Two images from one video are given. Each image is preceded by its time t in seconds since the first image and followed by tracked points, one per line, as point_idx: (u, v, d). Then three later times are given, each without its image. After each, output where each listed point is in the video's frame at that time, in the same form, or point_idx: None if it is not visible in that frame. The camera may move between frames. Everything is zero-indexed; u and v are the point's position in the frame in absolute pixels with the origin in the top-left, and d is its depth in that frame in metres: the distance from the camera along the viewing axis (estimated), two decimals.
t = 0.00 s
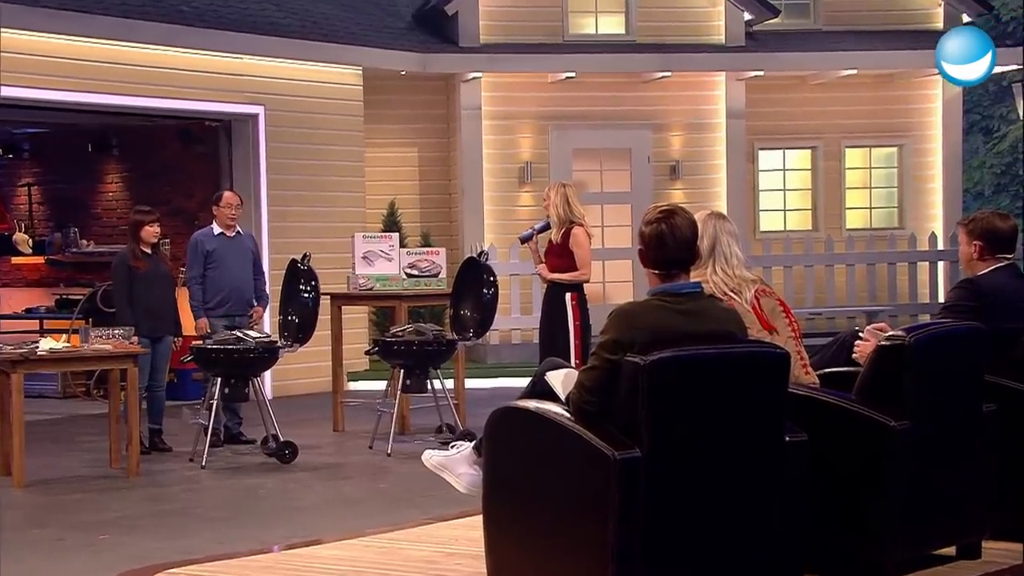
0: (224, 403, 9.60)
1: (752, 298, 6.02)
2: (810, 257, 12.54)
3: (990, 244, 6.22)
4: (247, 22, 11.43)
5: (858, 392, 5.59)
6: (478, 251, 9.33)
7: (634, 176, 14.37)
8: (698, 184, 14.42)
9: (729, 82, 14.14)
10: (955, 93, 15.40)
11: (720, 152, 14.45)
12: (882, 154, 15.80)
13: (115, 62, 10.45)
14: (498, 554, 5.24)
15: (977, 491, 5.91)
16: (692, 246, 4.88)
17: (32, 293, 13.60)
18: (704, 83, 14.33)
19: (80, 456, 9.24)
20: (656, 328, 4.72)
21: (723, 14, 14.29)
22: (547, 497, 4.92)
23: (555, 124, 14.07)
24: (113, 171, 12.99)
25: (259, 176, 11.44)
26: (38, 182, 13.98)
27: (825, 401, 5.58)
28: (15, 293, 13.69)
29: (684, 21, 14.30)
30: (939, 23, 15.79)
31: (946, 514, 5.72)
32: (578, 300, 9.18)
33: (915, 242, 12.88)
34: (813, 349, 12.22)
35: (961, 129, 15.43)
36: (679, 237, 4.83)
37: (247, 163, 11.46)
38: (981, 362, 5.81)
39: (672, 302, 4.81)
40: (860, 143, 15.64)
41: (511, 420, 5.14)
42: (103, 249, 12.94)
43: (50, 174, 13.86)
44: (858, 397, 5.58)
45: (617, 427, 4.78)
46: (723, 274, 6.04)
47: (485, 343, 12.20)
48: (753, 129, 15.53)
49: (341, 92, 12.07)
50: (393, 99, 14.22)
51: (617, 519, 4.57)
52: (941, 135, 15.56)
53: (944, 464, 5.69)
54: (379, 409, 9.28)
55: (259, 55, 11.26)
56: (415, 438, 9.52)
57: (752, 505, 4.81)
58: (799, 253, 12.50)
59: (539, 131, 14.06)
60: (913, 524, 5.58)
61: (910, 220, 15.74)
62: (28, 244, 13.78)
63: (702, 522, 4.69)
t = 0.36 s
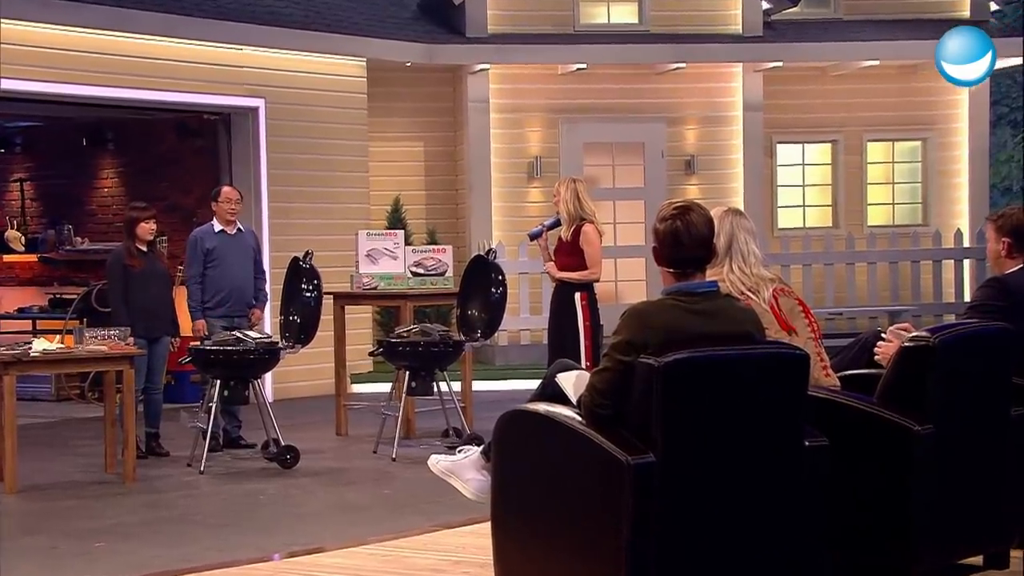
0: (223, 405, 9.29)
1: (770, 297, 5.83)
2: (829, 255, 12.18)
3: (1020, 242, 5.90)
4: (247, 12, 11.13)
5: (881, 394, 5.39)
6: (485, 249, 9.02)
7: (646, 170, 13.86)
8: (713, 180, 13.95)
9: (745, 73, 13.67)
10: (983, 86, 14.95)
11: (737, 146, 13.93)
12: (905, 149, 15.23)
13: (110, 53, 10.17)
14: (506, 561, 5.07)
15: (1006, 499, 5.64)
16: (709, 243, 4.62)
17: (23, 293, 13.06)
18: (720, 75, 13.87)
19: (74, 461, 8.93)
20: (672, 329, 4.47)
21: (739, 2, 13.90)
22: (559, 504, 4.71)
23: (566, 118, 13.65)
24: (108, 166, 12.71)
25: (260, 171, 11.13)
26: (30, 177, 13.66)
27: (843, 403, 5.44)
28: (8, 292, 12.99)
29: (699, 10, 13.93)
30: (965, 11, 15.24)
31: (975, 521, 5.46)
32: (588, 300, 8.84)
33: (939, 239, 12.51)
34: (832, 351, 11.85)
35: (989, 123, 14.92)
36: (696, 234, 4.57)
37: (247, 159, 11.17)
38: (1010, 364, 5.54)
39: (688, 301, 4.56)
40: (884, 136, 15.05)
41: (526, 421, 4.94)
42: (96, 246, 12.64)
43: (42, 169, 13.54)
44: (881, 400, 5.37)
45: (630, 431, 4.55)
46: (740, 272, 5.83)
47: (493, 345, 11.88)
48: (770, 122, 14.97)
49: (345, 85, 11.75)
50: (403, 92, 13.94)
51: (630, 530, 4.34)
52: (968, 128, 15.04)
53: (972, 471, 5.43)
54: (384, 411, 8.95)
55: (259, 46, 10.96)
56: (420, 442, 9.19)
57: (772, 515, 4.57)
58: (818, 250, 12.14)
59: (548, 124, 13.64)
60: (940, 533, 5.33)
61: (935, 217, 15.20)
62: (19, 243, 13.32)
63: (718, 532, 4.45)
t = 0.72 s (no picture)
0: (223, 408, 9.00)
1: (790, 297, 5.70)
2: (851, 252, 12.03)
3: None
4: (249, 2, 10.85)
5: (905, 400, 5.15)
6: (495, 246, 8.73)
7: (661, 166, 13.52)
8: (731, 175, 13.60)
9: (764, 64, 13.25)
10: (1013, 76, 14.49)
11: (757, 139, 13.56)
12: (931, 141, 14.88)
13: (110, 44, 9.92)
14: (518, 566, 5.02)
15: None
16: (726, 241, 4.58)
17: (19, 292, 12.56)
18: (739, 66, 13.47)
19: (69, 466, 8.63)
20: (688, 329, 4.44)
21: None
22: (573, 508, 4.65)
23: (579, 110, 13.27)
24: (104, 161, 12.41)
25: (261, 167, 10.84)
26: (23, 173, 13.20)
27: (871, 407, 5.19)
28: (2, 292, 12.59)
29: None
30: None
31: (1009, 529, 5.23)
32: (601, 300, 8.50)
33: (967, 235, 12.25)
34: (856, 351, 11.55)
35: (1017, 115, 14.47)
36: (712, 231, 4.52)
37: (249, 154, 10.88)
38: None
39: (705, 300, 4.52)
40: (909, 129, 14.69)
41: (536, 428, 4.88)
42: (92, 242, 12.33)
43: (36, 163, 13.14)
44: (905, 405, 5.13)
45: (645, 435, 4.50)
46: (759, 270, 5.73)
47: (502, 346, 11.58)
48: (790, 115, 14.58)
49: (349, 77, 11.46)
50: (411, 84, 13.62)
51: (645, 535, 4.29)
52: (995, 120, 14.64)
53: (1004, 476, 5.18)
54: (390, 414, 8.66)
55: (261, 37, 10.68)
56: (428, 446, 8.89)
57: (791, 521, 4.49)
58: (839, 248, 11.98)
59: (560, 117, 13.26)
60: (971, 541, 5.08)
61: (962, 213, 14.83)
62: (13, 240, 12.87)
63: (735, 537, 4.41)
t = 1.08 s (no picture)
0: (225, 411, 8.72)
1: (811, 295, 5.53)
2: (878, 251, 11.83)
3: None
4: None
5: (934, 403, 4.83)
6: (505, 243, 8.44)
7: (679, 160, 13.20)
8: (750, 169, 13.29)
9: (786, 54, 12.85)
10: None
11: (777, 133, 13.26)
12: (960, 134, 14.56)
13: (110, 35, 9.69)
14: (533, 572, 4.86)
15: None
16: (746, 237, 4.39)
17: (13, 291, 12.02)
18: (759, 56, 13.17)
19: (66, 471, 8.34)
20: (707, 330, 4.24)
21: None
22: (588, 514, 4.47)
23: (593, 103, 12.99)
24: (103, 155, 11.86)
25: (264, 161, 10.59)
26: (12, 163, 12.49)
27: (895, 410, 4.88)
28: None
29: None
30: None
31: None
32: (615, 299, 8.21)
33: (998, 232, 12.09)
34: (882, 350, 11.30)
35: None
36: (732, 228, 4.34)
37: (252, 149, 10.62)
38: None
39: (725, 300, 4.33)
40: (935, 121, 14.36)
41: (556, 431, 4.70)
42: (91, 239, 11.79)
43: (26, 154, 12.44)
44: (933, 409, 4.82)
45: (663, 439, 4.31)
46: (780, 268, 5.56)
47: (514, 346, 11.30)
48: (812, 108, 14.22)
49: (355, 68, 11.17)
50: (418, 76, 13.27)
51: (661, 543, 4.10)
52: None
53: None
54: (397, 418, 8.37)
55: (264, 27, 10.42)
56: (436, 451, 8.59)
57: (817, 528, 4.28)
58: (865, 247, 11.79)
59: (573, 110, 12.99)
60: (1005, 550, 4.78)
61: (991, 209, 14.56)
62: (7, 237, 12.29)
63: (756, 546, 4.21)
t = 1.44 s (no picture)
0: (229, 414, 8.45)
1: (837, 295, 5.35)
2: (904, 248, 11.72)
3: None
4: None
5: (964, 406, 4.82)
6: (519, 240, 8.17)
7: (699, 155, 12.88)
8: (773, 164, 12.96)
9: (810, 45, 12.56)
10: None
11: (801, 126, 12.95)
12: (991, 128, 14.25)
13: (109, 25, 9.44)
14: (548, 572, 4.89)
15: None
16: (769, 235, 4.36)
17: (12, 290, 11.74)
18: (784, 46, 12.83)
19: (64, 476, 8.08)
20: (728, 330, 4.24)
21: None
22: (607, 517, 4.51)
23: (609, 95, 12.71)
24: (102, 149, 11.55)
25: (269, 157, 10.32)
26: (16, 161, 12.28)
27: (921, 413, 4.86)
28: None
29: None
30: None
31: None
32: (633, 298, 7.91)
33: None
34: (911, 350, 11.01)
35: None
36: (754, 225, 4.31)
37: (258, 144, 10.36)
38: None
39: (746, 299, 4.32)
40: (964, 114, 14.02)
41: (570, 435, 4.73)
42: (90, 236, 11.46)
43: (29, 152, 12.16)
44: (963, 412, 4.81)
45: (682, 443, 4.35)
46: (804, 266, 5.37)
47: (527, 348, 11.01)
48: (836, 100, 13.89)
49: (364, 60, 10.88)
50: (429, 66, 13.03)
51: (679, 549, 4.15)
52: None
53: None
54: (407, 422, 8.09)
55: (270, 17, 10.15)
56: (447, 455, 8.31)
57: (838, 533, 4.31)
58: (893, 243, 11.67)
59: (590, 103, 12.71)
60: None
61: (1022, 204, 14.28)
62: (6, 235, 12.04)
63: (777, 551, 4.25)
